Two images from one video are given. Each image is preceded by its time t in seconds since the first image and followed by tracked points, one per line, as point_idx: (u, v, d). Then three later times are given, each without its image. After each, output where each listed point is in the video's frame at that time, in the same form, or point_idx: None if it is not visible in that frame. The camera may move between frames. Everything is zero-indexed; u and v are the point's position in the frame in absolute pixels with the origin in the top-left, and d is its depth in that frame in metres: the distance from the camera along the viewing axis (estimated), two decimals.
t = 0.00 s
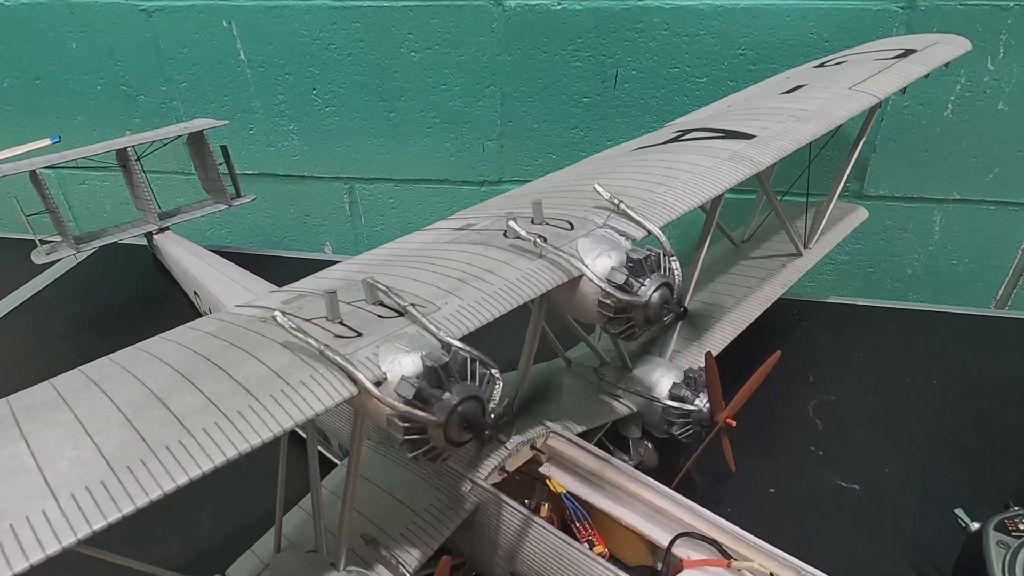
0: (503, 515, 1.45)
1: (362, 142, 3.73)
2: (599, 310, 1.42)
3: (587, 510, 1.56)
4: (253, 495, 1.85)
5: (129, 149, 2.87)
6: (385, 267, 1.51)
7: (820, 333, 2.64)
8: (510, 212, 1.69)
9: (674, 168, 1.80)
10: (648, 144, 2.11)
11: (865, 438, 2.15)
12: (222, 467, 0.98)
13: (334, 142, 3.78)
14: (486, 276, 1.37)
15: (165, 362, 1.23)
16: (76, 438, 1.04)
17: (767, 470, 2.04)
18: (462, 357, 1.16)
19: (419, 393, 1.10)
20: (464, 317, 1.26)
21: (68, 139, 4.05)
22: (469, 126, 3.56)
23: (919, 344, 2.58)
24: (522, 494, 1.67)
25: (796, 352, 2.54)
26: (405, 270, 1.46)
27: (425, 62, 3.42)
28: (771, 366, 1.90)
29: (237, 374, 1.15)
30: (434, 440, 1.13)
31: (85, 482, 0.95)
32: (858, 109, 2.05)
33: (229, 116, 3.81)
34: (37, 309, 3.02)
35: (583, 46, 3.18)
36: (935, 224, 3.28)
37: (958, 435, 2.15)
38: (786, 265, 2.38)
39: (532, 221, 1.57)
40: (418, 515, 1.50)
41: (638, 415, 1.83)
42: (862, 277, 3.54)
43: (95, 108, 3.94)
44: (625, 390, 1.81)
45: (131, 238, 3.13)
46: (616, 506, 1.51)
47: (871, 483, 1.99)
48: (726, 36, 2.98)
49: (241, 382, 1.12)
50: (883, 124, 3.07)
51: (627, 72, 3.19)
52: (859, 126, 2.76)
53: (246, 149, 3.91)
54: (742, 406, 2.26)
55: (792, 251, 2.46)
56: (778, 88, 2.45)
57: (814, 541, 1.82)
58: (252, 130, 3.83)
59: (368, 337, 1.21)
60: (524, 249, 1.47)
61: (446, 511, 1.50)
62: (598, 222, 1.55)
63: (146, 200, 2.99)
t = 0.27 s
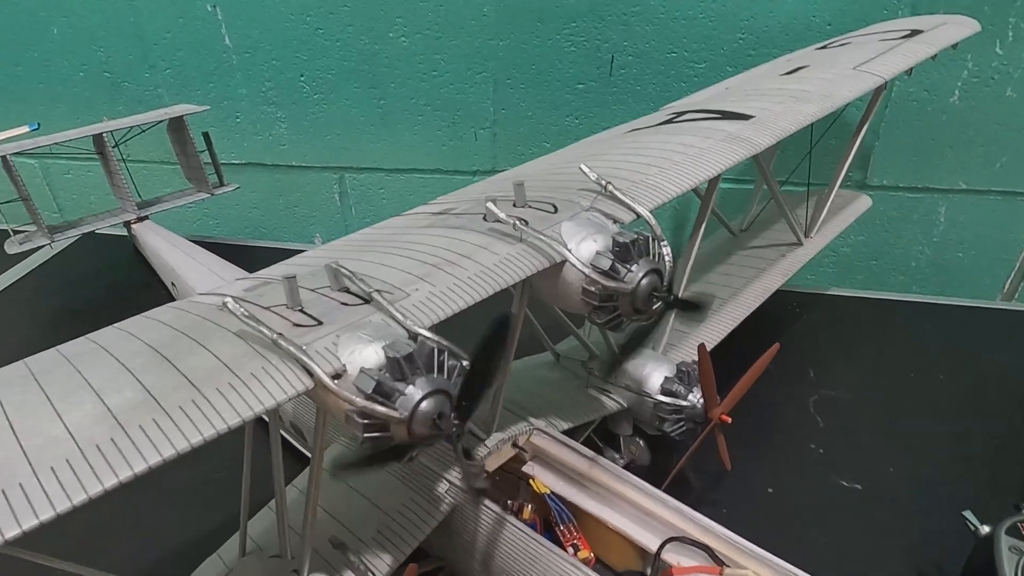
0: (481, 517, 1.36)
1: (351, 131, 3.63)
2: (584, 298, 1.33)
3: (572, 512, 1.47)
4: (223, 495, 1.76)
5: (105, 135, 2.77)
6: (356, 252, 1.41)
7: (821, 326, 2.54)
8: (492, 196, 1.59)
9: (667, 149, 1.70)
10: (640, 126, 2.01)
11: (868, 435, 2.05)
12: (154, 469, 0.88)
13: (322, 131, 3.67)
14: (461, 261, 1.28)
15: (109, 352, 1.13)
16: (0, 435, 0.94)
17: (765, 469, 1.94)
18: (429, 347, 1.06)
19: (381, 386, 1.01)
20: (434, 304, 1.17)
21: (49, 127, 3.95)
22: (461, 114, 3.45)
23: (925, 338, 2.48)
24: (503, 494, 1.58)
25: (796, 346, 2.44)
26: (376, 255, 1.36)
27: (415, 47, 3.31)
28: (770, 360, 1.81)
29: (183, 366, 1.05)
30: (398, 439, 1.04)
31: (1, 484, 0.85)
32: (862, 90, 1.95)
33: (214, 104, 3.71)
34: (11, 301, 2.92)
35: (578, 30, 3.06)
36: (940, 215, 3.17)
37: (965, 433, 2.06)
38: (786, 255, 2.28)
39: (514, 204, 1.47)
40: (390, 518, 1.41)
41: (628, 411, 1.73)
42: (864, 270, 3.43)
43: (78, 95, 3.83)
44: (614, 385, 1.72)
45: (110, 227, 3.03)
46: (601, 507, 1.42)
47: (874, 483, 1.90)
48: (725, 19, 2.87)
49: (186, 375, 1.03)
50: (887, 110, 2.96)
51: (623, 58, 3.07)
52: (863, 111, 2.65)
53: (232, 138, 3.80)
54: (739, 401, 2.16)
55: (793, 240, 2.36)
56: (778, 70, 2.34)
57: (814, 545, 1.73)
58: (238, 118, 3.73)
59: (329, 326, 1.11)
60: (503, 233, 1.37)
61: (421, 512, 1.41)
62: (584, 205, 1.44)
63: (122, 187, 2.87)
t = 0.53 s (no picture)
0: (465, 532, 1.29)
1: (343, 125, 3.55)
2: (573, 302, 1.26)
3: (562, 524, 1.39)
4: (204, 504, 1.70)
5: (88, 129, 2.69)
6: (335, 254, 1.35)
7: (823, 326, 2.48)
8: (480, 194, 1.52)
9: (664, 145, 1.63)
10: (636, 121, 1.93)
11: (871, 440, 1.99)
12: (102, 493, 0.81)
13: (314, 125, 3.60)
14: (443, 264, 1.21)
15: (66, 361, 1.07)
16: None
17: (765, 474, 1.88)
18: (404, 358, 0.99)
19: (352, 399, 0.94)
20: (413, 310, 1.10)
21: (37, 121, 3.88)
22: (456, 107, 3.38)
23: (929, 338, 2.41)
24: (493, 505, 1.51)
25: (797, 347, 2.38)
26: (356, 258, 1.30)
27: (408, 39, 3.23)
28: (770, 364, 1.74)
29: (142, 378, 0.99)
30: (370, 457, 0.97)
31: None
32: (866, 83, 1.87)
33: (204, 98, 3.63)
34: None
35: (576, 22, 2.98)
36: (944, 211, 3.08)
37: (972, 437, 1.99)
38: (787, 253, 2.21)
39: (502, 203, 1.40)
40: (371, 533, 1.34)
41: (623, 418, 1.67)
42: (866, 268, 3.34)
43: (66, 89, 3.76)
44: (607, 390, 1.65)
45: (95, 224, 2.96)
46: (593, 521, 1.35)
47: (877, 489, 1.83)
48: (725, 11, 2.79)
49: (144, 388, 0.96)
50: (891, 104, 2.88)
51: (621, 51, 2.98)
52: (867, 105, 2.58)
53: (223, 133, 3.73)
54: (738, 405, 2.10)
55: (794, 239, 2.29)
56: (780, 62, 2.27)
57: (816, 555, 1.66)
58: (229, 113, 3.65)
59: (301, 335, 1.04)
60: (489, 233, 1.30)
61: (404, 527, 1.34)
62: (574, 204, 1.37)
63: (106, 183, 2.79)
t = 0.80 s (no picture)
0: (452, 538, 1.21)
1: (337, 113, 3.44)
2: (567, 292, 1.17)
3: (556, 528, 1.30)
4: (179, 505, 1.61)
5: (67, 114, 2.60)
6: (313, 240, 1.26)
7: (829, 319, 2.39)
8: (469, 177, 1.43)
9: (664, 126, 1.53)
10: (636, 102, 1.84)
11: (879, 437, 1.91)
12: (38, 501, 0.73)
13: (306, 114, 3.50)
14: (426, 251, 1.12)
15: (13, 355, 0.98)
16: None
17: (769, 474, 1.80)
18: (381, 352, 0.90)
19: (322, 397, 0.85)
20: (391, 300, 1.01)
21: (20, 108, 3.77)
22: (450, 94, 3.27)
23: (938, 332, 2.33)
24: (483, 506, 1.41)
25: (801, 340, 2.29)
26: (333, 244, 1.21)
27: (400, 23, 3.12)
28: (776, 358, 1.66)
29: (92, 373, 0.90)
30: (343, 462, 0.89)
31: None
32: (879, 63, 1.78)
33: (192, 84, 3.53)
34: None
35: (573, 4, 2.86)
36: (952, 201, 2.95)
37: (986, 436, 1.90)
38: (793, 243, 2.12)
39: (492, 186, 1.31)
40: (353, 539, 1.26)
41: (621, 415, 1.59)
42: (870, 259, 3.21)
43: (50, 75, 3.66)
44: (604, 386, 1.57)
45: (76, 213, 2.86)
46: (588, 526, 1.27)
47: (886, 490, 1.75)
48: None
49: (94, 385, 0.88)
50: (898, 91, 2.73)
51: (621, 34, 2.88)
52: (875, 90, 2.48)
53: (211, 120, 3.63)
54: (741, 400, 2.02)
55: (800, 228, 2.20)
56: (786, 43, 2.17)
57: (822, 559, 1.58)
58: (217, 99, 3.55)
59: (269, 327, 0.96)
60: (477, 218, 1.21)
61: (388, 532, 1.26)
62: (569, 186, 1.29)
63: (88, 171, 2.70)
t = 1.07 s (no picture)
0: (446, 541, 1.20)
1: (336, 107, 3.42)
2: (562, 295, 1.15)
3: (552, 531, 1.28)
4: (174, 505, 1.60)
5: (62, 110, 2.57)
6: (306, 241, 1.25)
7: (828, 317, 2.38)
8: (464, 176, 1.41)
9: (663, 124, 1.52)
10: (634, 99, 1.82)
11: (878, 437, 1.90)
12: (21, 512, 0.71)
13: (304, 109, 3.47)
14: (418, 253, 1.10)
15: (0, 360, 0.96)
16: None
17: (766, 474, 1.79)
18: (371, 359, 0.89)
19: (311, 404, 0.84)
20: (383, 304, 0.99)
21: (16, 102, 3.75)
22: (449, 88, 3.24)
23: (939, 330, 2.31)
24: (479, 508, 1.40)
25: (800, 338, 2.28)
26: (326, 246, 1.19)
27: (398, 17, 3.09)
28: (774, 359, 1.65)
29: (79, 380, 0.89)
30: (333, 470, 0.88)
31: None
32: (880, 59, 1.76)
33: (189, 78, 3.51)
34: None
35: None
36: (954, 197, 2.92)
37: (985, 436, 1.90)
38: (792, 241, 2.11)
39: (486, 187, 1.30)
40: (346, 542, 1.25)
41: (617, 416, 1.57)
42: (872, 256, 3.19)
43: (47, 70, 3.64)
44: (601, 387, 1.56)
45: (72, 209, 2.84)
46: (583, 529, 1.26)
47: (884, 490, 1.74)
48: None
49: (81, 392, 0.86)
50: (902, 84, 2.71)
51: (621, 28, 2.85)
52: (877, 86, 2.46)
53: (209, 114, 3.61)
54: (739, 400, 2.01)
55: (800, 225, 2.19)
56: (788, 38, 2.14)
57: (820, 560, 1.57)
58: (214, 93, 3.52)
59: (258, 331, 0.94)
60: (472, 219, 1.20)
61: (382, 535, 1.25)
62: (564, 187, 1.27)
63: (83, 166, 2.68)
